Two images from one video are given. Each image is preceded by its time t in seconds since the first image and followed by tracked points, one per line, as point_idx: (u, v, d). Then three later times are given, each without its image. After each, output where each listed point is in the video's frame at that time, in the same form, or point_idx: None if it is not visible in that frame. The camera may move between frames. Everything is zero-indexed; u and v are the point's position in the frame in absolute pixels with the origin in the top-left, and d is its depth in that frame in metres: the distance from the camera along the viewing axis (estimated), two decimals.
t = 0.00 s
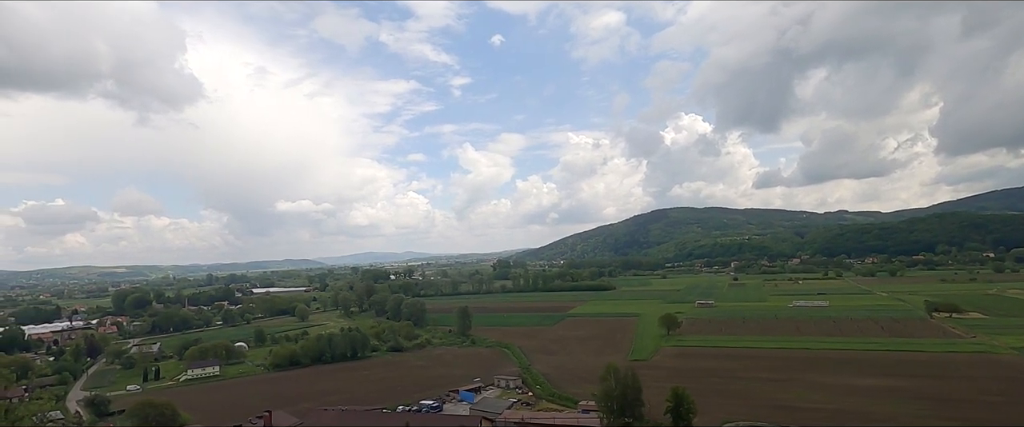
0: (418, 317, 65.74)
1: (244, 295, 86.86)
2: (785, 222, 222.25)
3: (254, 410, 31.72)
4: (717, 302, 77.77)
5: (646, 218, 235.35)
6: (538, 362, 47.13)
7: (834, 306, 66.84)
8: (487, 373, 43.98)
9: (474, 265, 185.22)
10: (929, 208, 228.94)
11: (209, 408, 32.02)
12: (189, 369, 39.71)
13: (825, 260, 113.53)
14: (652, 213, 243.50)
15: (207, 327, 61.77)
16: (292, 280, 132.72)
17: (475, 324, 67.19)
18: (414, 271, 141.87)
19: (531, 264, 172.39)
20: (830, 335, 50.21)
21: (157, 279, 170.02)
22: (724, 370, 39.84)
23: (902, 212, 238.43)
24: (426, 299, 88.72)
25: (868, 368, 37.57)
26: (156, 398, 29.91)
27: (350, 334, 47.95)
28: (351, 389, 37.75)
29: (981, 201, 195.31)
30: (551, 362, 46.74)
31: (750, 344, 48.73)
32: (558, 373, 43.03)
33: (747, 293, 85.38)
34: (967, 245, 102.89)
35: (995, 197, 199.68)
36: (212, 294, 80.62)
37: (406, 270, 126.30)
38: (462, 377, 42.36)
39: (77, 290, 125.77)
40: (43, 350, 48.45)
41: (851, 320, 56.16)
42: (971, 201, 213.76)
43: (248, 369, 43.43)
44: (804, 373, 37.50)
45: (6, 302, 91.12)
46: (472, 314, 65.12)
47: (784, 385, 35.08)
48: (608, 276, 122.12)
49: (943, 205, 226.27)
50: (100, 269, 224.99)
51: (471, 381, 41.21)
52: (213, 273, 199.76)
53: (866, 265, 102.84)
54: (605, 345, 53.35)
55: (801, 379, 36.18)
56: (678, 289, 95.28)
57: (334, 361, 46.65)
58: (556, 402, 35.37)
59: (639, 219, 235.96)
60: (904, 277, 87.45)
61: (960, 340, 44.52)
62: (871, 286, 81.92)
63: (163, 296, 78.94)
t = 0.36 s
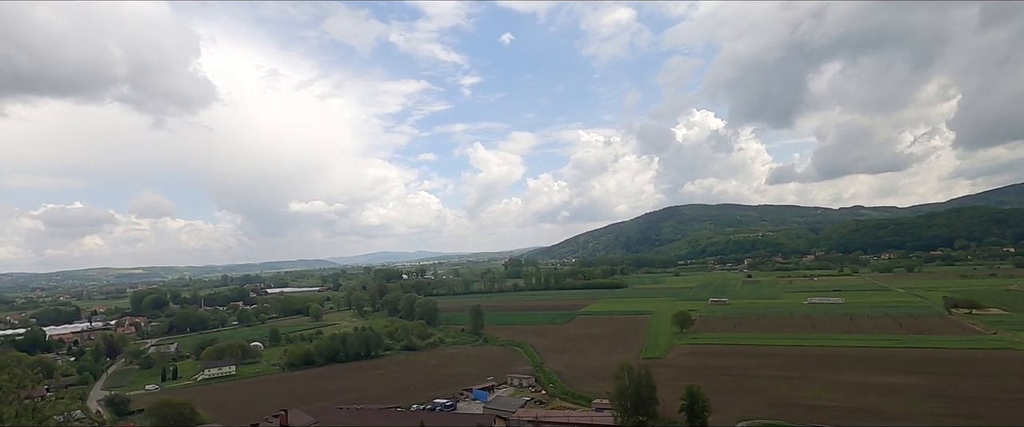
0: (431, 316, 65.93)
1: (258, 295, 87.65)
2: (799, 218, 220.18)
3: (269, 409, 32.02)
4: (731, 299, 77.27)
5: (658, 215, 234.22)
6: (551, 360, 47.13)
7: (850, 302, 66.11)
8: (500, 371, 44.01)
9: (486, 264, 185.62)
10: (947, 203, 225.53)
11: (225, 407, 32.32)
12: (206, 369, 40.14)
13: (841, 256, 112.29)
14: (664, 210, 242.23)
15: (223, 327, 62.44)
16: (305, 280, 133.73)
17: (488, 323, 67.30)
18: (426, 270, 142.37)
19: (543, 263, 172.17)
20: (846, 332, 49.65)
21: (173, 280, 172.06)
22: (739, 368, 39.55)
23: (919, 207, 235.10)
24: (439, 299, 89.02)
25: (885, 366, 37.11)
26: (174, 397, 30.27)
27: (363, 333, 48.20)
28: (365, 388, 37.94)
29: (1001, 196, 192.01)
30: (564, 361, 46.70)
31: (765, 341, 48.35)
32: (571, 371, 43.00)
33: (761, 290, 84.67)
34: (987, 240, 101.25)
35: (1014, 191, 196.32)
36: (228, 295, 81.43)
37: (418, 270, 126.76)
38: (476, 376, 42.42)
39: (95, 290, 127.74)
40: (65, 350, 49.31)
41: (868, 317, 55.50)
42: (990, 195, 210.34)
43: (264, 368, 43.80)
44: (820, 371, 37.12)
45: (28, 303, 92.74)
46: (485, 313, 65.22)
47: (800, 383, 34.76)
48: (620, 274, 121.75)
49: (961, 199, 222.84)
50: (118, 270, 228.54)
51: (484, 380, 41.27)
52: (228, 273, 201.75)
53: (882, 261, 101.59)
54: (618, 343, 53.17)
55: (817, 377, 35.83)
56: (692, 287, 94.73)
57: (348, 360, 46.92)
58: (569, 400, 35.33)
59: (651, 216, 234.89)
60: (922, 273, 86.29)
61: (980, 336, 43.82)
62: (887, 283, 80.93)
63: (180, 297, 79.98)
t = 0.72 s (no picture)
0: (445, 315, 66.06)
1: (274, 295, 88.50)
2: (815, 215, 217.72)
3: (286, 407, 32.26)
4: (746, 297, 76.62)
5: (671, 213, 232.82)
6: (565, 359, 47.05)
7: (868, 300, 65.16)
8: (514, 370, 43.98)
9: (499, 263, 185.84)
10: (967, 199, 221.54)
11: (242, 405, 32.64)
12: (224, 367, 40.60)
13: (858, 254, 110.79)
14: (678, 208, 240.59)
15: (240, 326, 63.13)
16: (320, 280, 134.62)
17: (501, 322, 67.30)
18: (439, 269, 142.99)
19: (557, 262, 171.84)
20: (865, 331, 48.96)
21: (190, 280, 174.31)
22: (756, 367, 39.17)
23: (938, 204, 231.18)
24: (452, 298, 89.23)
25: (904, 365, 36.59)
26: (193, 395, 30.67)
27: (377, 332, 48.43)
28: (380, 386, 38.13)
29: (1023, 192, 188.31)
30: (578, 360, 46.58)
31: (782, 340, 47.84)
32: (585, 370, 42.89)
33: (777, 288, 83.81)
34: (1009, 237, 99.34)
35: None
36: (244, 295, 82.23)
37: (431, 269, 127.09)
38: (490, 374, 42.44)
39: (115, 290, 129.86)
40: (86, 349, 50.12)
41: (887, 316, 54.67)
42: (1011, 191, 206.29)
43: (280, 367, 44.23)
44: (838, 370, 36.66)
45: (50, 303, 94.39)
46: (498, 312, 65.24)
47: (818, 382, 34.36)
48: (634, 272, 121.16)
49: (982, 195, 218.74)
50: (136, 270, 232.10)
51: (498, 378, 41.30)
52: (244, 273, 203.61)
53: (901, 258, 100.10)
54: (633, 342, 52.94)
55: (835, 376, 35.42)
56: (706, 285, 94.07)
57: (363, 358, 47.18)
58: (584, 399, 35.21)
59: (665, 215, 233.54)
60: (942, 270, 84.88)
61: (1002, 335, 42.98)
62: (906, 280, 79.68)
63: (198, 296, 80.97)
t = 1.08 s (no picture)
0: (456, 315, 66.14)
1: (287, 295, 89.22)
2: (828, 213, 215.53)
3: (300, 406, 32.47)
4: (759, 296, 76.00)
5: (683, 212, 231.68)
6: (577, 358, 46.94)
7: (884, 299, 64.32)
8: (526, 370, 43.94)
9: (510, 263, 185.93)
10: (984, 196, 218.20)
11: (256, 404, 32.90)
12: (238, 367, 40.96)
13: (873, 252, 109.52)
14: (689, 206, 239.28)
15: (254, 326, 63.67)
16: (332, 280, 135.46)
17: (513, 322, 67.27)
18: (450, 269, 143.33)
19: (568, 261, 171.48)
20: (881, 330, 48.32)
21: (205, 280, 176.35)
22: (770, 366, 38.85)
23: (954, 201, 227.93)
24: (463, 297, 89.41)
25: (921, 364, 36.10)
26: (209, 394, 30.94)
27: (389, 331, 48.63)
28: (393, 386, 38.27)
29: None
30: (590, 359, 46.46)
31: (796, 339, 47.39)
32: (597, 369, 42.76)
33: (791, 287, 83.03)
34: None
35: None
36: (257, 295, 82.92)
37: (442, 269, 127.31)
38: (502, 374, 42.43)
39: (131, 291, 131.57)
40: (104, 348, 50.79)
41: (903, 315, 53.92)
42: None
43: (294, 366, 44.57)
44: (854, 369, 36.22)
45: (69, 303, 95.92)
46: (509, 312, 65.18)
47: (833, 381, 34.01)
48: (646, 271, 120.69)
49: (1000, 191, 215.27)
50: (152, 270, 234.84)
51: (510, 378, 41.29)
52: (256, 273, 205.60)
53: (918, 257, 98.72)
54: (645, 341, 52.72)
55: (851, 375, 35.00)
56: (719, 284, 93.42)
57: (375, 358, 47.34)
58: (596, 399, 35.11)
59: (676, 213, 232.34)
60: (959, 269, 83.65)
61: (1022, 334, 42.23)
62: (923, 279, 78.60)
63: (212, 297, 81.78)
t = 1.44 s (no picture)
0: (467, 313, 66.26)
1: (299, 294, 89.85)
2: (841, 209, 213.40)
3: (313, 405, 32.68)
4: (772, 293, 75.45)
5: (694, 208, 230.45)
6: (588, 356, 46.85)
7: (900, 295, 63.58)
8: (538, 368, 43.92)
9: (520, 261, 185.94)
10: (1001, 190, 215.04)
11: (270, 403, 33.17)
12: (252, 366, 41.32)
13: (888, 247, 108.35)
14: (700, 203, 237.93)
15: (267, 325, 64.22)
16: (343, 279, 136.27)
17: (524, 320, 67.27)
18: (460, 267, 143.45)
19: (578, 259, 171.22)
20: (896, 326, 47.78)
21: (218, 280, 178.06)
22: (783, 363, 38.54)
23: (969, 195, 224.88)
24: (474, 296, 89.57)
25: (937, 360, 35.66)
26: (223, 394, 31.21)
27: (401, 330, 48.86)
28: (405, 384, 38.41)
29: None
30: (602, 357, 46.35)
31: (810, 335, 47.00)
32: (609, 367, 42.65)
33: (804, 283, 82.34)
34: None
35: None
36: (270, 295, 83.59)
37: (452, 268, 127.59)
38: (514, 372, 42.43)
39: (147, 292, 133.04)
40: (121, 348, 51.45)
41: (918, 311, 53.29)
42: None
43: (307, 365, 44.89)
44: (869, 366, 35.85)
45: (86, 304, 97.26)
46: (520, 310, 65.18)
47: (848, 378, 33.67)
48: (657, 269, 120.22)
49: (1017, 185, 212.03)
50: (166, 271, 237.57)
51: (522, 376, 41.27)
52: (269, 273, 207.35)
53: (933, 252, 97.47)
54: (657, 338, 52.53)
55: (866, 372, 34.63)
56: (731, 280, 92.87)
57: (388, 357, 47.55)
58: (608, 396, 35.03)
59: (687, 210, 231.11)
60: (976, 263, 82.44)
61: None
62: (939, 274, 77.59)
63: (226, 297, 82.57)
